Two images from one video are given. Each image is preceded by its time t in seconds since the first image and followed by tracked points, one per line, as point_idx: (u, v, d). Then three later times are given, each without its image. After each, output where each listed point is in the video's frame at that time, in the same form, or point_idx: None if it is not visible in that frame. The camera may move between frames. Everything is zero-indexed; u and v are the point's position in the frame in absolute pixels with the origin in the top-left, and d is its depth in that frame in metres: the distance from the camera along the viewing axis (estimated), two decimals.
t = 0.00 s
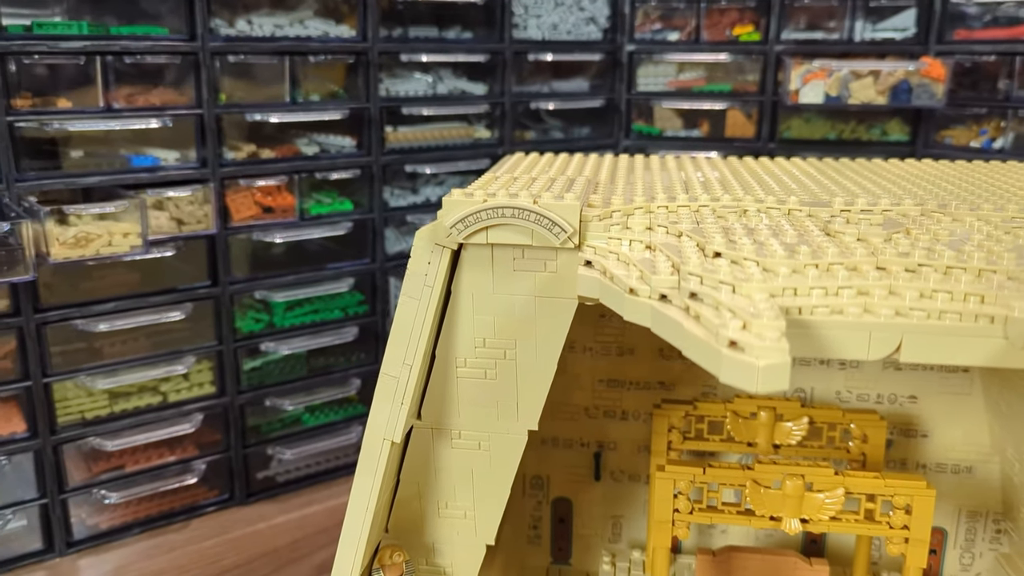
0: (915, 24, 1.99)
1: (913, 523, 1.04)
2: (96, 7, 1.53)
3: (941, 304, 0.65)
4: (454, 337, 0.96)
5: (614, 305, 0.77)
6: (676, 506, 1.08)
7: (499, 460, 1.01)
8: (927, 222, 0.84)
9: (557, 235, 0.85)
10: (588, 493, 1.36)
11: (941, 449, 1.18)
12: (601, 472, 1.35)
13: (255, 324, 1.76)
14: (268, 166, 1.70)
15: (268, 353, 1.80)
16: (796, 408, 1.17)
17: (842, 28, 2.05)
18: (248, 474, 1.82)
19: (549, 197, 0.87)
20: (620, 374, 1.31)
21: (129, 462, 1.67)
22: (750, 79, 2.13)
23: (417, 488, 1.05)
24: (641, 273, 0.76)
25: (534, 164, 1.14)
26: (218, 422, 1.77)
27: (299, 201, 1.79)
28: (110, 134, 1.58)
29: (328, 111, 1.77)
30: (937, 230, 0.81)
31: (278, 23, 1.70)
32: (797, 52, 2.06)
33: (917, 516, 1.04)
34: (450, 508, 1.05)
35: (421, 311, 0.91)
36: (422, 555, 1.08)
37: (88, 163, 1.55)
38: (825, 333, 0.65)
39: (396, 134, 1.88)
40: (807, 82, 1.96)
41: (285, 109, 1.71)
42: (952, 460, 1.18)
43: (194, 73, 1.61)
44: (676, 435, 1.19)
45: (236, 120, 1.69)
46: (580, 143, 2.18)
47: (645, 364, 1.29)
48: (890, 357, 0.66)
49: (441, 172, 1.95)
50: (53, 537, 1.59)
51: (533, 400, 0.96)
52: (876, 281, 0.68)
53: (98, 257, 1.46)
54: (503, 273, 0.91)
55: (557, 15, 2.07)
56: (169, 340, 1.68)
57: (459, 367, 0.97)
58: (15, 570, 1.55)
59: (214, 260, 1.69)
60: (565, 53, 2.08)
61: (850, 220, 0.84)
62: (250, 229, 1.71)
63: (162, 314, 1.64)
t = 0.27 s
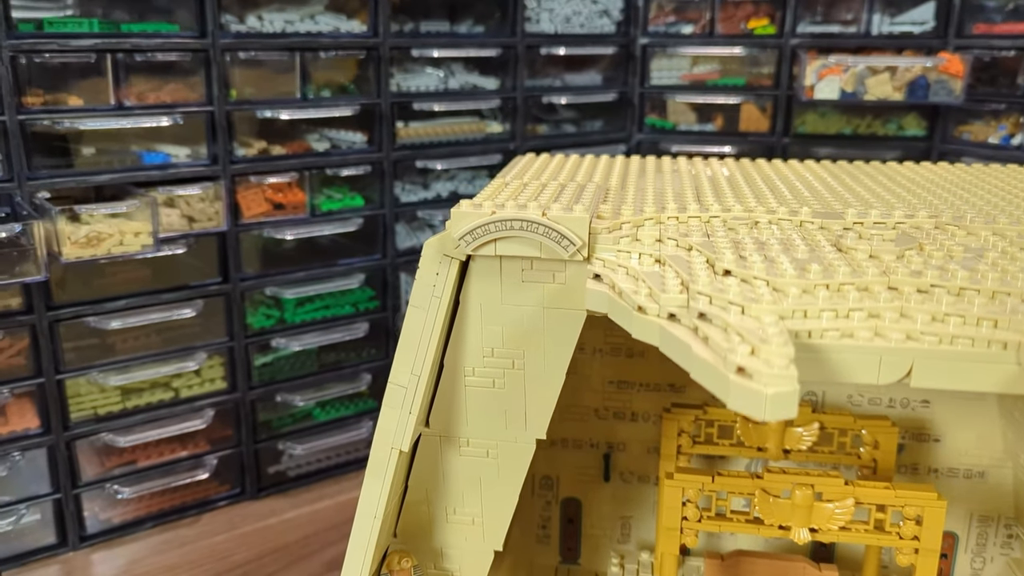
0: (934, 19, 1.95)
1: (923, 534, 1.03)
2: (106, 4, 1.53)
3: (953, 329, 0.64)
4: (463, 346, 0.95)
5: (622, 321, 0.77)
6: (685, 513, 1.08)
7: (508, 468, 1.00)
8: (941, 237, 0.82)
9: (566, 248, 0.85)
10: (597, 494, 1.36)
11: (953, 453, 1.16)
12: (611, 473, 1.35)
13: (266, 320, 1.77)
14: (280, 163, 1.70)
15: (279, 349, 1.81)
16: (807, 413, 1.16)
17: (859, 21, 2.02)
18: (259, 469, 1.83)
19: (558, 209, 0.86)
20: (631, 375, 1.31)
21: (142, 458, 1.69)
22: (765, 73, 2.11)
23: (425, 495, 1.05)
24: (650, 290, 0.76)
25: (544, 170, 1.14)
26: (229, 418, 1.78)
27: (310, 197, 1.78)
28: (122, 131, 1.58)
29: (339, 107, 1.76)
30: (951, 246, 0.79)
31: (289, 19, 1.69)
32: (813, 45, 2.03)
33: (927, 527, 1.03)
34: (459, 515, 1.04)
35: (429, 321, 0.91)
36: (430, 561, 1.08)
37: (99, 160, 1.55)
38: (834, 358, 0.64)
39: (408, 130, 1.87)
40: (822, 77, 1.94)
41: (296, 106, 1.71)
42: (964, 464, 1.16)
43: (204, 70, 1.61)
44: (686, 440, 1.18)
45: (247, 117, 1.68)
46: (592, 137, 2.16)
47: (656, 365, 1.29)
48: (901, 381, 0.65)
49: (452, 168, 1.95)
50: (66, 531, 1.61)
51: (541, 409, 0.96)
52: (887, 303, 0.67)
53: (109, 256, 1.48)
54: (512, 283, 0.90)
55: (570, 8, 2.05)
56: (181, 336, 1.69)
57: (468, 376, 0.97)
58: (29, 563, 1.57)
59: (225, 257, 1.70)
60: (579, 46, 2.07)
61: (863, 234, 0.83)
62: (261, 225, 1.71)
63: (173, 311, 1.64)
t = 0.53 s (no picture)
0: (949, 18, 1.93)
1: (928, 550, 1.02)
2: (115, 7, 1.53)
3: (957, 359, 0.63)
4: (467, 360, 0.95)
5: (624, 343, 0.76)
6: (688, 526, 1.07)
7: (512, 482, 1.00)
8: (949, 258, 0.82)
9: (569, 266, 0.84)
10: (603, 499, 1.36)
11: (960, 463, 1.15)
12: (617, 478, 1.35)
13: (274, 320, 1.77)
14: (288, 164, 1.70)
15: (287, 349, 1.82)
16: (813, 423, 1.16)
17: (872, 20, 2.00)
18: (268, 468, 1.84)
19: (562, 227, 0.86)
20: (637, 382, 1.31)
21: (150, 457, 1.70)
22: (776, 71, 2.09)
23: (429, 507, 1.04)
24: (652, 312, 0.75)
25: (550, 181, 1.14)
26: (237, 417, 1.79)
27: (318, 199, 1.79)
28: (130, 134, 1.58)
29: (347, 109, 1.76)
30: (958, 268, 0.79)
31: (297, 20, 1.69)
32: (825, 45, 2.01)
33: (933, 543, 1.02)
34: (463, 526, 1.04)
35: (432, 337, 0.91)
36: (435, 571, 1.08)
37: (108, 162, 1.56)
38: (837, 389, 0.63)
39: (416, 130, 1.87)
40: (834, 78, 1.92)
41: (304, 108, 1.70)
42: (973, 474, 1.15)
43: (212, 72, 1.61)
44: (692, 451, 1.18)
45: (255, 118, 1.68)
46: (601, 136, 2.15)
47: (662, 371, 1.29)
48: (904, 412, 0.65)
49: (460, 169, 1.94)
50: (76, 530, 1.63)
51: (545, 423, 0.95)
52: (892, 330, 0.67)
53: (117, 260, 1.49)
54: (516, 299, 0.90)
55: (580, 7, 2.03)
56: (190, 337, 1.70)
57: (471, 390, 0.96)
58: (40, 562, 1.59)
59: (233, 259, 1.70)
60: (589, 45, 2.05)
61: (869, 254, 0.82)
62: (269, 227, 1.72)
63: (182, 313, 1.65)
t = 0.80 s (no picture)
0: (962, 19, 1.92)
1: (931, 561, 1.03)
2: (125, 11, 1.54)
3: (958, 386, 0.64)
4: (472, 371, 0.95)
5: (627, 360, 0.77)
6: (692, 535, 1.08)
7: (517, 492, 1.00)
8: (954, 276, 0.82)
9: (573, 282, 0.85)
10: (609, 503, 1.37)
11: (966, 471, 1.16)
12: (622, 482, 1.35)
13: (284, 321, 1.79)
14: (297, 166, 1.71)
15: (296, 350, 1.83)
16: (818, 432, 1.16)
17: (884, 20, 1.98)
18: (277, 467, 1.86)
19: (566, 243, 0.87)
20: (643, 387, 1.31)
21: (161, 457, 1.72)
22: (786, 71, 2.08)
23: (434, 515, 1.05)
24: (655, 331, 0.75)
25: (556, 191, 1.14)
26: (247, 417, 1.81)
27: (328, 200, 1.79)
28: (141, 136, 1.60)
29: (356, 111, 1.76)
30: (962, 287, 0.79)
31: (306, 22, 1.69)
32: (837, 45, 2.00)
33: (936, 554, 1.02)
34: (468, 534, 1.04)
35: (438, 349, 0.92)
36: None
37: (118, 165, 1.57)
38: (837, 413, 0.64)
39: (425, 131, 1.87)
40: (845, 80, 1.91)
41: (313, 110, 1.71)
42: (979, 481, 1.16)
43: (221, 75, 1.61)
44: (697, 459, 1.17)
45: (265, 121, 1.69)
46: (611, 136, 2.14)
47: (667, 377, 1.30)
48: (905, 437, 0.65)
49: (469, 169, 1.95)
50: (88, 528, 1.65)
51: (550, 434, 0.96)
52: (893, 354, 0.67)
53: (128, 263, 1.51)
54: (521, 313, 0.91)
55: (589, 7, 2.03)
56: (200, 338, 1.71)
57: (477, 401, 0.97)
58: (52, 560, 1.62)
59: (243, 260, 1.71)
60: (598, 45, 2.05)
61: (873, 272, 0.82)
62: (279, 228, 1.73)
63: (192, 314, 1.66)
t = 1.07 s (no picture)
0: (972, 19, 1.91)
1: (933, 567, 1.03)
2: (136, 14, 1.55)
3: (956, 404, 0.65)
4: (478, 378, 0.97)
5: (630, 372, 0.78)
6: (696, 540, 1.09)
7: (522, 497, 1.01)
8: (956, 290, 0.82)
9: (578, 293, 0.86)
10: (615, 504, 1.38)
11: (971, 476, 1.18)
12: (628, 483, 1.36)
13: (293, 320, 1.80)
14: (307, 167, 1.72)
15: (305, 349, 1.85)
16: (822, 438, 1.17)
17: (894, 20, 1.98)
18: (286, 464, 1.88)
19: (571, 254, 0.88)
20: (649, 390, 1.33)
21: (172, 454, 1.74)
22: (796, 71, 2.08)
23: (441, 518, 1.06)
24: (659, 344, 0.76)
25: (563, 198, 1.15)
26: (257, 415, 1.82)
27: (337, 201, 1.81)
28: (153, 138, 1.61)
29: (365, 112, 1.77)
30: (964, 301, 0.79)
31: (316, 25, 1.70)
32: (846, 46, 2.00)
33: (938, 562, 1.03)
34: (474, 537, 1.06)
35: (444, 358, 0.93)
36: None
37: (131, 166, 1.59)
38: (837, 430, 0.65)
39: (434, 132, 1.88)
40: (853, 82, 1.91)
41: (322, 112, 1.72)
42: (983, 486, 1.18)
43: (232, 77, 1.63)
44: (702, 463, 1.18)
45: (275, 122, 1.71)
46: (619, 136, 2.15)
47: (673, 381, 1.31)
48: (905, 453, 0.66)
49: (478, 170, 1.96)
50: (101, 524, 1.68)
51: (555, 441, 0.97)
52: (893, 370, 0.68)
53: (139, 265, 1.53)
54: (526, 322, 0.92)
55: (598, 7, 2.03)
56: (211, 338, 1.73)
57: (483, 408, 0.98)
58: (65, 555, 1.65)
59: (253, 261, 1.73)
60: (607, 45, 2.05)
61: (876, 285, 0.83)
62: (288, 228, 1.74)
63: (203, 314, 1.68)
